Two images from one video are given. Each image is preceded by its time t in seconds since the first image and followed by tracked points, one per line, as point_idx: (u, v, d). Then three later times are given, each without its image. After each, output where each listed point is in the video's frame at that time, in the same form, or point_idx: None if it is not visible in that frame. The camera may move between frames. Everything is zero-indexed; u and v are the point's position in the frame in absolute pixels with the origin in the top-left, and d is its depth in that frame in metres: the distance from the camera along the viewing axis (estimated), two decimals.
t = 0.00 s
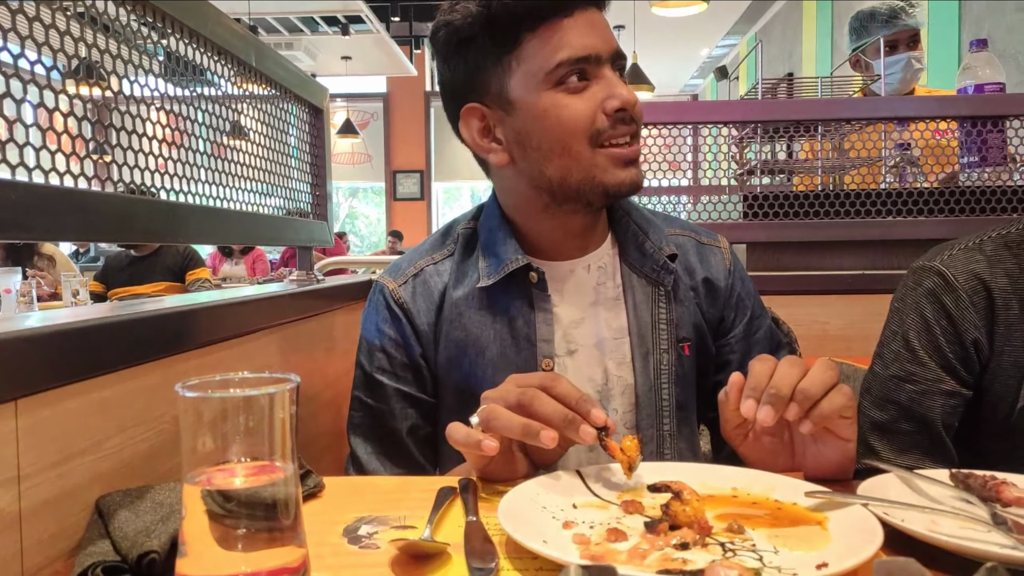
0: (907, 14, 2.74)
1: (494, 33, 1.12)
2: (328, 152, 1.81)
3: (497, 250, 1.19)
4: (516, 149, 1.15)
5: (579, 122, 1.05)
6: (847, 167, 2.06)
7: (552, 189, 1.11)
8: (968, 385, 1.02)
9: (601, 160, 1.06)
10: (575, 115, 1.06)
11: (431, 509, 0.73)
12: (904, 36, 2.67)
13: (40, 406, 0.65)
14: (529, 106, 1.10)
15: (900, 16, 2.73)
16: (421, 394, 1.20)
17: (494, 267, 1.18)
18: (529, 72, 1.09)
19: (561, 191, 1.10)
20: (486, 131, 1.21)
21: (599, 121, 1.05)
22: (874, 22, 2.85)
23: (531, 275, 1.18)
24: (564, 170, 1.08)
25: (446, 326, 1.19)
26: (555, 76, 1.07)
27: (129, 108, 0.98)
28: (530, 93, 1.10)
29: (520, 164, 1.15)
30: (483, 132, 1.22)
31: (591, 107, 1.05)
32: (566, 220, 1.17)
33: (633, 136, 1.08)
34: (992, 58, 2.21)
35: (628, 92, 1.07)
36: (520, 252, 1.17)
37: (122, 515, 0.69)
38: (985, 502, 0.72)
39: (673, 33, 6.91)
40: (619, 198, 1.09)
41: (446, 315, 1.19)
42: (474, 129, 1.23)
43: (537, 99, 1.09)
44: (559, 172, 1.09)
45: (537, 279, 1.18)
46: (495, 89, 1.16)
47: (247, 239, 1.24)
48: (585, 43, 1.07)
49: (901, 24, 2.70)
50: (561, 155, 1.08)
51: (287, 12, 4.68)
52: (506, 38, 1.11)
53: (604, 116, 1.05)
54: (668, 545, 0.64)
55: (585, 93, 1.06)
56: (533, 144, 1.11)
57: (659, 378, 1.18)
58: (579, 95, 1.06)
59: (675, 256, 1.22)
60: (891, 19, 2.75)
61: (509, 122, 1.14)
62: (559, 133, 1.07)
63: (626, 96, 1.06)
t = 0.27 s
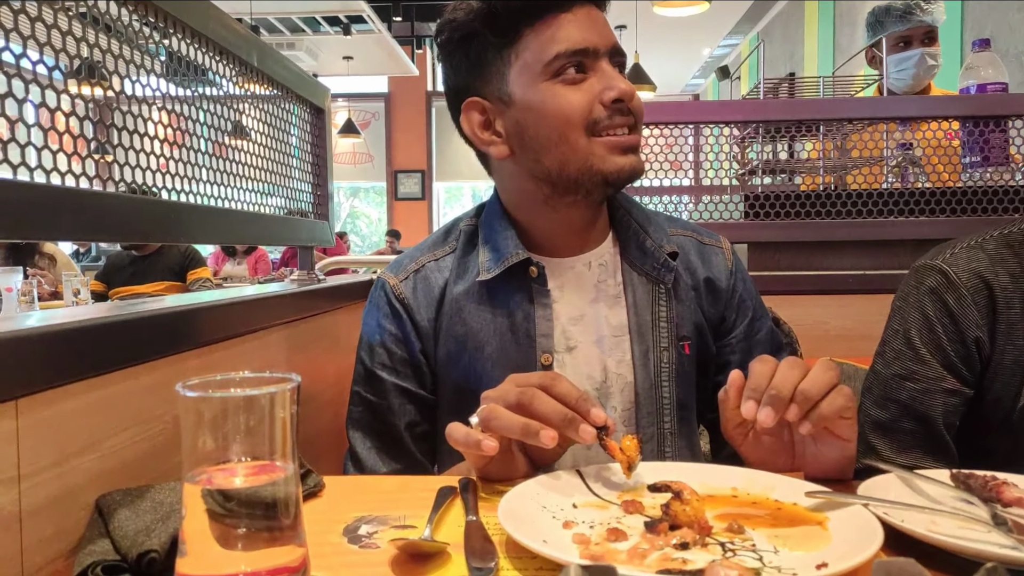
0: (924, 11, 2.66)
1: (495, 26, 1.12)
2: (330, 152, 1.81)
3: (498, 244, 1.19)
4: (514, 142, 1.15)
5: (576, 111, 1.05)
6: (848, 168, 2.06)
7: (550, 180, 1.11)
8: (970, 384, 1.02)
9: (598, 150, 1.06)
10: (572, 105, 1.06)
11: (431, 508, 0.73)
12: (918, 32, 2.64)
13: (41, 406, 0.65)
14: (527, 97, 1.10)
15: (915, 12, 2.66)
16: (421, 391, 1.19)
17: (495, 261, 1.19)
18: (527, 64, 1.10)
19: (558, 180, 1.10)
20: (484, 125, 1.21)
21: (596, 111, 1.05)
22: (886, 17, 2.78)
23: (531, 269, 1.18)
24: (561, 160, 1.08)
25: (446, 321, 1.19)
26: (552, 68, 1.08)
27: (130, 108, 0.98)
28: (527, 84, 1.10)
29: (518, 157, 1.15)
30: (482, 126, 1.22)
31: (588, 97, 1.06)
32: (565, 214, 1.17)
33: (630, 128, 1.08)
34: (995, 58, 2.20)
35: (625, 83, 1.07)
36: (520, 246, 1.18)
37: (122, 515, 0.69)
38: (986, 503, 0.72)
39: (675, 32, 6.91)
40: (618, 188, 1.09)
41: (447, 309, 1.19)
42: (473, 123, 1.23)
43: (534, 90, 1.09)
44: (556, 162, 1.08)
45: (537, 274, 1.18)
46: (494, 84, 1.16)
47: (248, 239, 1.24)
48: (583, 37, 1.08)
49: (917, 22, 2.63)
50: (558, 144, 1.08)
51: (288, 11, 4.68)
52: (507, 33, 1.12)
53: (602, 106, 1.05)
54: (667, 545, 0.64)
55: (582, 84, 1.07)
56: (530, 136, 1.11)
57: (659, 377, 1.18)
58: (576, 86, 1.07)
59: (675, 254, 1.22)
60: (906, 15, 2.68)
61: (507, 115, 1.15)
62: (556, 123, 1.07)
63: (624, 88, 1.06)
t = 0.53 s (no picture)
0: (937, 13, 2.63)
1: (493, 26, 1.13)
2: (328, 153, 1.81)
3: (495, 242, 1.20)
4: (513, 142, 1.15)
5: (573, 111, 1.05)
6: (845, 169, 2.06)
7: (548, 179, 1.11)
8: (967, 381, 1.02)
9: (595, 150, 1.06)
10: (569, 105, 1.06)
11: (430, 509, 0.73)
12: (930, 33, 2.60)
13: (39, 407, 0.65)
14: (525, 97, 1.10)
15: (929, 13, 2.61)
16: (419, 390, 1.19)
17: (492, 259, 1.19)
18: (524, 64, 1.10)
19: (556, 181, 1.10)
20: (483, 126, 1.21)
21: (593, 110, 1.05)
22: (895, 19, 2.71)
23: (528, 267, 1.19)
24: (559, 161, 1.08)
25: (444, 319, 1.19)
26: (549, 69, 1.08)
27: (127, 109, 0.98)
28: (524, 85, 1.10)
29: (517, 157, 1.15)
30: (480, 127, 1.22)
31: (585, 97, 1.06)
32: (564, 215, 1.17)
33: (627, 127, 1.08)
34: (990, 59, 2.21)
35: (622, 84, 1.07)
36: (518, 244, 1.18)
37: (121, 516, 0.69)
38: (983, 501, 0.72)
39: (671, 33, 6.92)
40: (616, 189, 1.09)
41: (444, 308, 1.19)
42: (471, 123, 1.23)
43: (532, 90, 1.09)
44: (555, 162, 1.09)
45: (534, 272, 1.18)
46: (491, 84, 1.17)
47: (246, 240, 1.24)
48: (580, 37, 1.08)
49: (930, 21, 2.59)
50: (556, 144, 1.08)
51: (285, 12, 4.68)
52: (506, 32, 1.12)
53: (599, 105, 1.05)
54: (667, 544, 0.64)
55: (580, 85, 1.07)
56: (528, 135, 1.11)
57: (657, 375, 1.19)
58: (573, 86, 1.07)
59: (673, 253, 1.23)
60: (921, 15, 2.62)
61: (505, 115, 1.15)
62: (553, 123, 1.07)
63: (620, 87, 1.06)
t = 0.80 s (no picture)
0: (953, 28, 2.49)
1: (489, 31, 1.15)
2: (331, 154, 1.81)
3: (502, 244, 1.20)
4: (516, 143, 1.15)
5: (571, 105, 1.05)
6: (850, 171, 2.05)
7: (551, 178, 1.11)
8: (973, 384, 1.02)
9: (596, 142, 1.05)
10: (567, 101, 1.05)
11: (432, 511, 0.73)
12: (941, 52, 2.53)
13: (42, 408, 0.65)
14: (524, 96, 1.10)
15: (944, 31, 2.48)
16: (423, 390, 1.19)
17: (498, 261, 1.19)
18: (522, 64, 1.10)
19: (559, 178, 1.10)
20: (488, 131, 1.22)
21: (591, 101, 1.05)
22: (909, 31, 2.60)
23: (534, 269, 1.19)
24: (560, 157, 1.08)
25: (449, 319, 1.19)
26: (546, 66, 1.08)
27: (132, 110, 0.98)
28: (523, 84, 1.10)
29: (519, 158, 1.16)
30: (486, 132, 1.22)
31: (583, 90, 1.05)
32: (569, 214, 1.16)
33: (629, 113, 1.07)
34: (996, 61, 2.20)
35: (621, 73, 1.05)
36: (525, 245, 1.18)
37: (123, 517, 0.69)
38: (988, 506, 0.72)
39: (675, 34, 6.91)
40: (619, 183, 1.07)
41: (450, 308, 1.20)
42: (477, 129, 1.24)
43: (531, 88, 1.09)
44: (556, 159, 1.08)
45: (540, 274, 1.18)
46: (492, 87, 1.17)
47: (250, 240, 1.24)
48: (575, 31, 1.08)
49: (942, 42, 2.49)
50: (556, 141, 1.08)
51: (289, 13, 4.69)
52: (502, 35, 1.14)
53: (597, 95, 1.05)
54: (669, 548, 0.63)
55: (577, 79, 1.06)
56: (528, 135, 1.11)
57: (662, 381, 1.18)
58: (571, 80, 1.06)
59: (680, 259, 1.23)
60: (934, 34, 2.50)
61: (506, 117, 1.15)
62: (553, 119, 1.07)
63: (619, 74, 1.05)
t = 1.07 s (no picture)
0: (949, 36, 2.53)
1: (483, 68, 1.02)
2: (329, 154, 1.81)
3: (503, 250, 1.19)
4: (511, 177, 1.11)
5: (560, 175, 1.00)
6: (848, 172, 2.05)
7: (541, 217, 1.10)
8: (970, 384, 1.02)
9: (585, 207, 1.03)
10: (557, 167, 1.00)
11: (430, 512, 0.73)
12: (940, 61, 2.56)
13: (39, 409, 0.65)
14: (518, 144, 1.03)
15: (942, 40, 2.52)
16: (426, 388, 1.20)
17: (499, 268, 1.19)
18: (516, 113, 1.00)
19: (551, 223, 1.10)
20: (486, 152, 1.16)
21: (583, 171, 0.99)
22: (907, 40, 2.65)
23: (534, 276, 1.18)
24: (550, 209, 1.06)
25: (452, 320, 1.21)
26: (542, 129, 0.98)
27: (130, 110, 0.98)
28: (516, 133, 1.02)
29: (514, 186, 1.13)
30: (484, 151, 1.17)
31: (574, 159, 0.98)
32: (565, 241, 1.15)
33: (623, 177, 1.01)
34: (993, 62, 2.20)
35: (620, 146, 0.97)
36: (521, 256, 1.18)
37: (121, 518, 0.69)
38: (985, 507, 0.72)
39: (673, 35, 6.91)
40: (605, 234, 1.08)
41: (452, 310, 1.21)
42: (475, 145, 1.17)
43: (524, 141, 1.02)
44: (546, 210, 1.07)
45: (540, 279, 1.18)
46: (489, 114, 1.07)
47: (247, 241, 1.24)
48: (576, 88, 0.94)
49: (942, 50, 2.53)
50: (546, 198, 1.05)
51: (287, 13, 4.68)
52: (498, 77, 1.01)
53: (588, 169, 0.98)
54: (667, 549, 0.64)
55: (573, 146, 0.98)
56: (520, 178, 1.07)
57: (663, 380, 1.19)
58: (563, 145, 0.98)
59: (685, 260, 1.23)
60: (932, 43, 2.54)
61: (501, 151, 1.09)
62: (543, 178, 1.02)
63: (614, 147, 0.96)
